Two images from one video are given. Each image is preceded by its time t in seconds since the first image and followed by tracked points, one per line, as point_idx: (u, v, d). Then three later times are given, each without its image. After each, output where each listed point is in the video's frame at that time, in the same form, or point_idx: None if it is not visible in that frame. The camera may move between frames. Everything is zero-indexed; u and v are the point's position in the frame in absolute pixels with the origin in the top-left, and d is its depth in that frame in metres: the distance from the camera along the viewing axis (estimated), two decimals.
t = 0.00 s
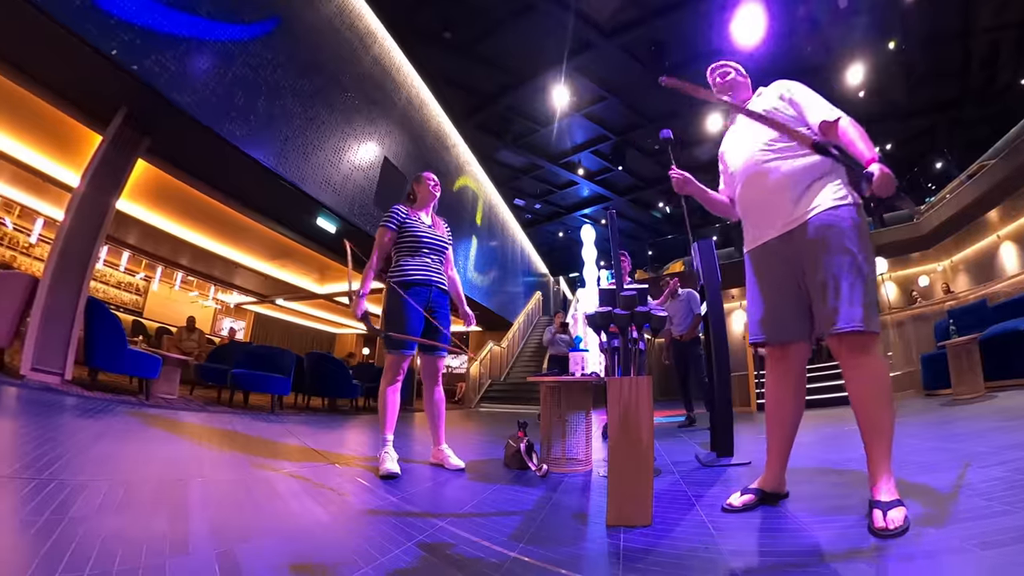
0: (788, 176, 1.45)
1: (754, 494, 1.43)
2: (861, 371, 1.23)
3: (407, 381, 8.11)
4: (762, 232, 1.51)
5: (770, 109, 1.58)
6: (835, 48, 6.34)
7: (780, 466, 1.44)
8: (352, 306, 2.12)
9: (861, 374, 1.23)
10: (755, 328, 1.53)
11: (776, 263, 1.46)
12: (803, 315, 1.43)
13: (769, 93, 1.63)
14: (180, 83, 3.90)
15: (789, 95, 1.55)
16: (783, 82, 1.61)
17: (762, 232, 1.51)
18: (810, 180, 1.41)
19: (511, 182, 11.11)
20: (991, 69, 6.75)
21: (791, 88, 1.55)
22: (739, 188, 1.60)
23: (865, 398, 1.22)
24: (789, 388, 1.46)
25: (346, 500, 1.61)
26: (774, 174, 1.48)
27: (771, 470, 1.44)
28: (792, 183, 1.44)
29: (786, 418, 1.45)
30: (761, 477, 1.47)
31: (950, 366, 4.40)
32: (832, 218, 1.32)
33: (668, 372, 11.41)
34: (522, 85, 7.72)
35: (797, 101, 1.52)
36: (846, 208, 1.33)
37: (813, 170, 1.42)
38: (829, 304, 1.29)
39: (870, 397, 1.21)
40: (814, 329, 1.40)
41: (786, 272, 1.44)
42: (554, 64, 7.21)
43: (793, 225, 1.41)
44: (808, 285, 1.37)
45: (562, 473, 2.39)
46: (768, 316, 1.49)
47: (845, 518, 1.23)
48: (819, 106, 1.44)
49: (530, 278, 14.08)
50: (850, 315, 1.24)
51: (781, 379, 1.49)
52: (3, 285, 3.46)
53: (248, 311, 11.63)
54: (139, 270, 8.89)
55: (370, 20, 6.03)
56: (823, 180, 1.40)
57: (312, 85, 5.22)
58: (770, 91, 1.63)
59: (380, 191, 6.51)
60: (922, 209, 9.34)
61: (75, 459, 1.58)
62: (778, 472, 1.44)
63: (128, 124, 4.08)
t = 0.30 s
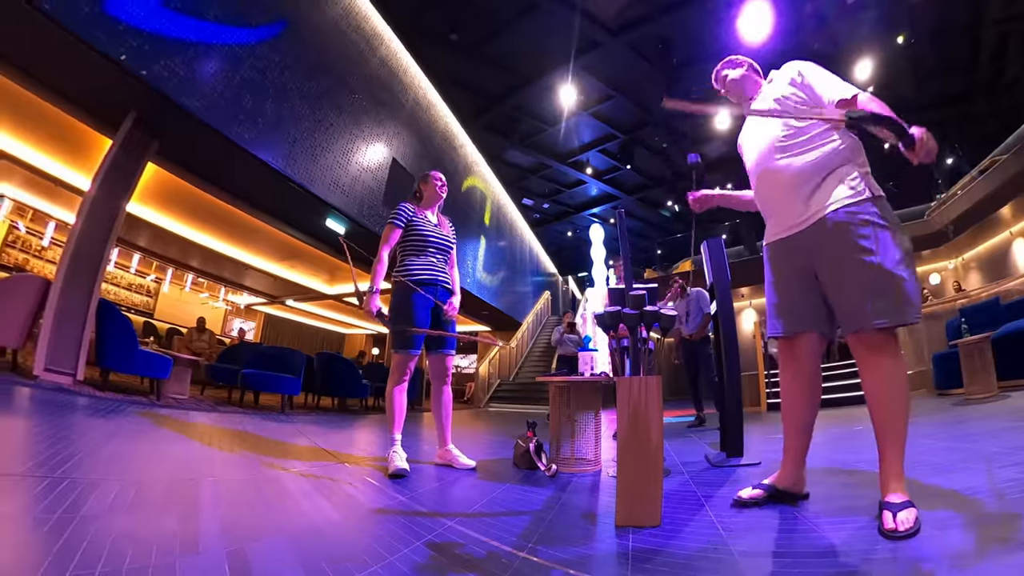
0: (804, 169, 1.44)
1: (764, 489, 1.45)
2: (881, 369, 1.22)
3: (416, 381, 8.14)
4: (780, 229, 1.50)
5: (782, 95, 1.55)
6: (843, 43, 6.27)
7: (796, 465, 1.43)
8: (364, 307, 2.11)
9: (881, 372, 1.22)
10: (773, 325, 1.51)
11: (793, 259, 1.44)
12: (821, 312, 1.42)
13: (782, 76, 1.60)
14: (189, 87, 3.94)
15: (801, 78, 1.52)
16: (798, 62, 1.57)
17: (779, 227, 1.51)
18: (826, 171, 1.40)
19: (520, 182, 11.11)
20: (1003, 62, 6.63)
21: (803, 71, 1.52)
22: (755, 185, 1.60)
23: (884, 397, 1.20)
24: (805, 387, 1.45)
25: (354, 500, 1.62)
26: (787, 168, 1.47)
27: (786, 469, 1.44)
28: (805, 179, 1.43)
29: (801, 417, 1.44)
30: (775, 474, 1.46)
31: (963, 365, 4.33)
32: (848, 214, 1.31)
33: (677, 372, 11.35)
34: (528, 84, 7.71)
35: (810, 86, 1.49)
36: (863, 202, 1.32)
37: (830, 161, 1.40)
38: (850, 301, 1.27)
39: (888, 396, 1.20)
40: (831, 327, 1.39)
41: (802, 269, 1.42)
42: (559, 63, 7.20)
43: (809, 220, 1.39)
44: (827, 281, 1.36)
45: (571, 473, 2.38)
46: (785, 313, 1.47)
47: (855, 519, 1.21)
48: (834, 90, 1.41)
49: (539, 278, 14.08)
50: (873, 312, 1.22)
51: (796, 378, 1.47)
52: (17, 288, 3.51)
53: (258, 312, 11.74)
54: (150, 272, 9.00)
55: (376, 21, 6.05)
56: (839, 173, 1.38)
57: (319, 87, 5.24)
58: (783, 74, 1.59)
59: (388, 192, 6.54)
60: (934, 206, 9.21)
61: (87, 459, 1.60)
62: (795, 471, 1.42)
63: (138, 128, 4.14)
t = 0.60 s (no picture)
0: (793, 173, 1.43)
1: (783, 490, 1.45)
2: (880, 371, 1.19)
3: (426, 381, 8.17)
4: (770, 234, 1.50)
5: (775, 100, 1.55)
6: (851, 37, 6.19)
7: (813, 466, 1.42)
8: (386, 308, 2.12)
9: (878, 375, 1.19)
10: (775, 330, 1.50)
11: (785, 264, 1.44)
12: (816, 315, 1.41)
13: (773, 81, 1.60)
14: (198, 91, 3.99)
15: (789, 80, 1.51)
16: (786, 63, 1.56)
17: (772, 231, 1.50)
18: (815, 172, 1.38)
19: (529, 181, 11.11)
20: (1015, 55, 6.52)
21: (790, 73, 1.51)
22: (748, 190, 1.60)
23: (885, 399, 1.18)
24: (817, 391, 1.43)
25: (364, 499, 1.63)
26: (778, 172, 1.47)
27: (807, 471, 1.43)
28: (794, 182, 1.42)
29: (815, 418, 1.43)
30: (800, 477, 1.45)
31: (976, 364, 4.25)
32: (834, 221, 1.31)
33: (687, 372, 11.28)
34: (536, 84, 7.70)
35: (797, 85, 1.47)
36: (849, 208, 1.30)
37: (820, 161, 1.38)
38: (840, 303, 1.26)
39: (892, 398, 1.17)
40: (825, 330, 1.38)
41: (795, 275, 1.41)
42: (566, 63, 7.19)
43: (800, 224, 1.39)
44: (816, 287, 1.34)
45: (581, 473, 2.38)
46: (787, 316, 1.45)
47: (866, 520, 1.20)
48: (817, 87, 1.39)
49: (548, 278, 14.05)
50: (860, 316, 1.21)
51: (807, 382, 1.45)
52: (30, 290, 3.56)
53: (269, 313, 11.86)
54: (161, 274, 9.12)
55: (383, 23, 6.07)
56: (825, 176, 1.37)
57: (328, 90, 5.28)
58: (772, 79, 1.59)
59: (398, 193, 6.58)
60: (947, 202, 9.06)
61: (100, 458, 1.62)
62: (816, 473, 1.41)
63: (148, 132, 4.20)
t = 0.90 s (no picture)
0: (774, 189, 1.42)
1: (793, 493, 1.42)
2: (865, 372, 1.17)
3: (436, 382, 8.19)
4: (758, 247, 1.50)
5: (765, 118, 1.53)
6: (860, 33, 6.10)
7: (827, 468, 1.40)
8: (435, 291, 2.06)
9: (863, 376, 1.18)
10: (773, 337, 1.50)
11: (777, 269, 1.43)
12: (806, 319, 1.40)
13: (764, 99, 1.57)
14: (207, 95, 4.03)
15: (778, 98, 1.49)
16: (777, 82, 1.53)
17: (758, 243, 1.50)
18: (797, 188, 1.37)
19: (538, 181, 11.10)
20: None
21: (779, 91, 1.49)
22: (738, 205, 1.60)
23: (878, 400, 1.15)
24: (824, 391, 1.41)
25: (375, 498, 1.64)
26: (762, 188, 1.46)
27: (819, 472, 1.40)
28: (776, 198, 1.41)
29: (823, 419, 1.41)
30: (810, 478, 1.43)
31: (992, 363, 4.17)
32: (807, 231, 1.31)
33: (697, 371, 11.20)
34: (544, 83, 7.69)
35: (786, 104, 1.45)
36: (824, 219, 1.29)
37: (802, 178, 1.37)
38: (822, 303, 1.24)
39: (885, 398, 1.14)
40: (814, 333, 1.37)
41: (786, 280, 1.41)
42: (574, 62, 7.17)
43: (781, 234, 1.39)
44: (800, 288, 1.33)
45: (591, 473, 2.37)
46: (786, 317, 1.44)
47: (879, 522, 1.18)
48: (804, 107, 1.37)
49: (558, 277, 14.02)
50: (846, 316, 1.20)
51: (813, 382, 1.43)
52: (45, 293, 3.61)
53: (280, 313, 11.99)
54: (173, 276, 9.25)
55: (390, 25, 6.07)
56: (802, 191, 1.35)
57: (336, 92, 5.32)
58: (762, 97, 1.57)
59: (408, 193, 6.63)
60: (960, 198, 8.90)
61: (113, 457, 1.65)
62: (828, 475, 1.39)
63: (158, 136, 4.27)
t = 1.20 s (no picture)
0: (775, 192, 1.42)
1: (807, 493, 1.40)
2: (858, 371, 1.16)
3: (448, 382, 8.21)
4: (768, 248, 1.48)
5: (764, 123, 1.52)
6: (871, 26, 6.01)
7: (841, 468, 1.38)
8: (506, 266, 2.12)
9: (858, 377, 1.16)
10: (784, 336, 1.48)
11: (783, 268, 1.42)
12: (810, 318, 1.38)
13: (763, 103, 1.55)
14: (218, 99, 4.09)
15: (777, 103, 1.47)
16: (777, 87, 1.51)
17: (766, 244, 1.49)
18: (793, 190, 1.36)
19: (548, 181, 11.07)
20: None
21: (777, 95, 1.48)
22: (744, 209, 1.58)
23: (873, 400, 1.13)
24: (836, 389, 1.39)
25: (386, 497, 1.66)
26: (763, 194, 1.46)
27: (832, 473, 1.39)
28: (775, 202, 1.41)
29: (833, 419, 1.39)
30: (824, 478, 1.41)
31: (1010, 361, 4.08)
32: (807, 225, 1.28)
33: (709, 370, 11.10)
34: (554, 82, 7.67)
35: (785, 109, 1.43)
36: (825, 213, 1.27)
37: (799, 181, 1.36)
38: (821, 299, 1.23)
39: (881, 398, 1.12)
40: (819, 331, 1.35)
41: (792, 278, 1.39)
42: (581, 60, 7.13)
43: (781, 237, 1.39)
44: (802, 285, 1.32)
45: (603, 473, 2.37)
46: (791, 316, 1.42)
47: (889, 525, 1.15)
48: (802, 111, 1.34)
49: (570, 277, 13.98)
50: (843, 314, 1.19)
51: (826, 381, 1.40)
52: (60, 295, 3.68)
53: (293, 314, 12.13)
54: (187, 278, 9.39)
55: (399, 27, 6.09)
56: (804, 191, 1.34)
57: (346, 95, 5.37)
58: (762, 104, 1.56)
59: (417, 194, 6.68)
60: (974, 193, 8.73)
61: (127, 455, 1.68)
62: (840, 476, 1.38)
63: (170, 140, 4.34)
